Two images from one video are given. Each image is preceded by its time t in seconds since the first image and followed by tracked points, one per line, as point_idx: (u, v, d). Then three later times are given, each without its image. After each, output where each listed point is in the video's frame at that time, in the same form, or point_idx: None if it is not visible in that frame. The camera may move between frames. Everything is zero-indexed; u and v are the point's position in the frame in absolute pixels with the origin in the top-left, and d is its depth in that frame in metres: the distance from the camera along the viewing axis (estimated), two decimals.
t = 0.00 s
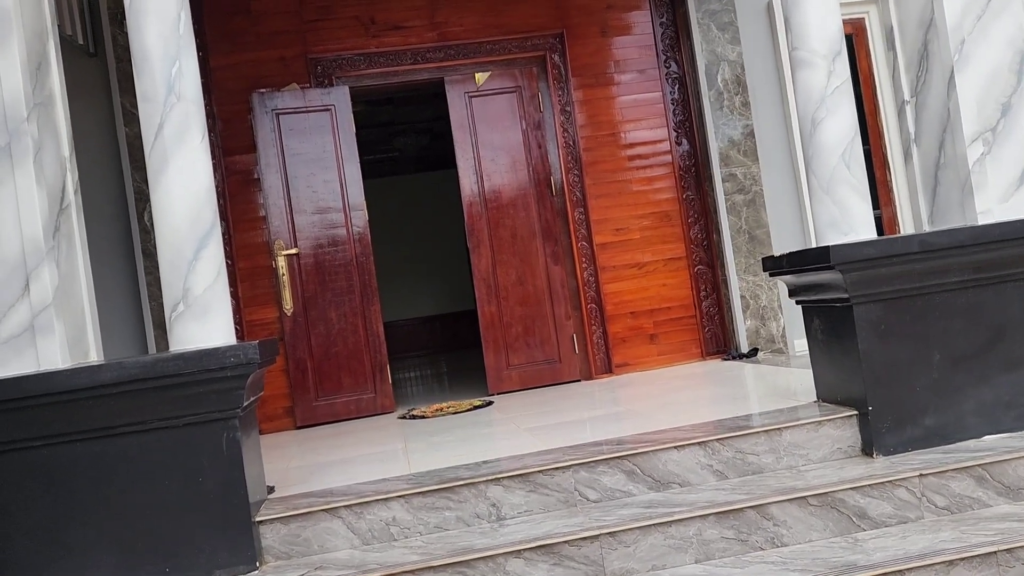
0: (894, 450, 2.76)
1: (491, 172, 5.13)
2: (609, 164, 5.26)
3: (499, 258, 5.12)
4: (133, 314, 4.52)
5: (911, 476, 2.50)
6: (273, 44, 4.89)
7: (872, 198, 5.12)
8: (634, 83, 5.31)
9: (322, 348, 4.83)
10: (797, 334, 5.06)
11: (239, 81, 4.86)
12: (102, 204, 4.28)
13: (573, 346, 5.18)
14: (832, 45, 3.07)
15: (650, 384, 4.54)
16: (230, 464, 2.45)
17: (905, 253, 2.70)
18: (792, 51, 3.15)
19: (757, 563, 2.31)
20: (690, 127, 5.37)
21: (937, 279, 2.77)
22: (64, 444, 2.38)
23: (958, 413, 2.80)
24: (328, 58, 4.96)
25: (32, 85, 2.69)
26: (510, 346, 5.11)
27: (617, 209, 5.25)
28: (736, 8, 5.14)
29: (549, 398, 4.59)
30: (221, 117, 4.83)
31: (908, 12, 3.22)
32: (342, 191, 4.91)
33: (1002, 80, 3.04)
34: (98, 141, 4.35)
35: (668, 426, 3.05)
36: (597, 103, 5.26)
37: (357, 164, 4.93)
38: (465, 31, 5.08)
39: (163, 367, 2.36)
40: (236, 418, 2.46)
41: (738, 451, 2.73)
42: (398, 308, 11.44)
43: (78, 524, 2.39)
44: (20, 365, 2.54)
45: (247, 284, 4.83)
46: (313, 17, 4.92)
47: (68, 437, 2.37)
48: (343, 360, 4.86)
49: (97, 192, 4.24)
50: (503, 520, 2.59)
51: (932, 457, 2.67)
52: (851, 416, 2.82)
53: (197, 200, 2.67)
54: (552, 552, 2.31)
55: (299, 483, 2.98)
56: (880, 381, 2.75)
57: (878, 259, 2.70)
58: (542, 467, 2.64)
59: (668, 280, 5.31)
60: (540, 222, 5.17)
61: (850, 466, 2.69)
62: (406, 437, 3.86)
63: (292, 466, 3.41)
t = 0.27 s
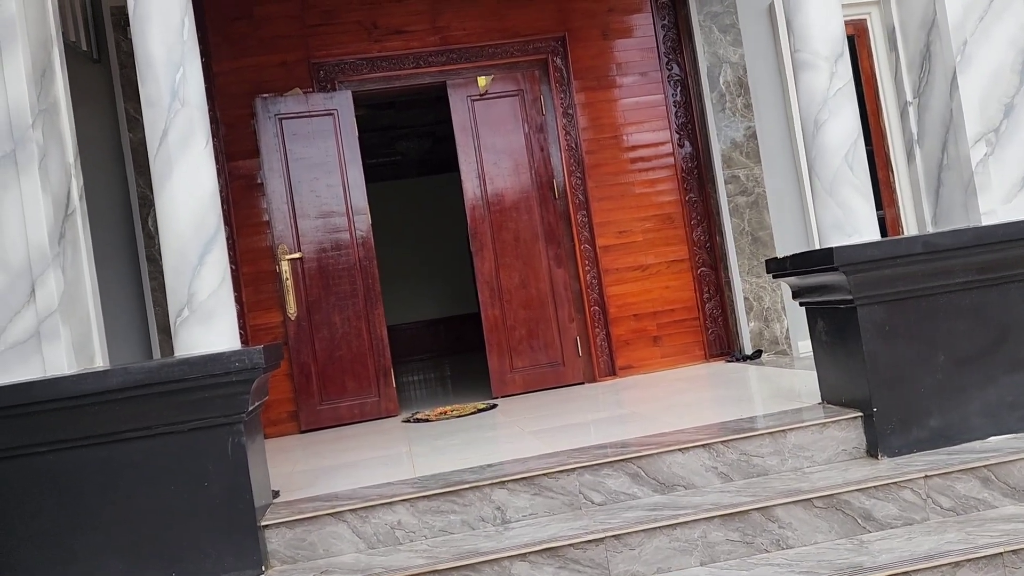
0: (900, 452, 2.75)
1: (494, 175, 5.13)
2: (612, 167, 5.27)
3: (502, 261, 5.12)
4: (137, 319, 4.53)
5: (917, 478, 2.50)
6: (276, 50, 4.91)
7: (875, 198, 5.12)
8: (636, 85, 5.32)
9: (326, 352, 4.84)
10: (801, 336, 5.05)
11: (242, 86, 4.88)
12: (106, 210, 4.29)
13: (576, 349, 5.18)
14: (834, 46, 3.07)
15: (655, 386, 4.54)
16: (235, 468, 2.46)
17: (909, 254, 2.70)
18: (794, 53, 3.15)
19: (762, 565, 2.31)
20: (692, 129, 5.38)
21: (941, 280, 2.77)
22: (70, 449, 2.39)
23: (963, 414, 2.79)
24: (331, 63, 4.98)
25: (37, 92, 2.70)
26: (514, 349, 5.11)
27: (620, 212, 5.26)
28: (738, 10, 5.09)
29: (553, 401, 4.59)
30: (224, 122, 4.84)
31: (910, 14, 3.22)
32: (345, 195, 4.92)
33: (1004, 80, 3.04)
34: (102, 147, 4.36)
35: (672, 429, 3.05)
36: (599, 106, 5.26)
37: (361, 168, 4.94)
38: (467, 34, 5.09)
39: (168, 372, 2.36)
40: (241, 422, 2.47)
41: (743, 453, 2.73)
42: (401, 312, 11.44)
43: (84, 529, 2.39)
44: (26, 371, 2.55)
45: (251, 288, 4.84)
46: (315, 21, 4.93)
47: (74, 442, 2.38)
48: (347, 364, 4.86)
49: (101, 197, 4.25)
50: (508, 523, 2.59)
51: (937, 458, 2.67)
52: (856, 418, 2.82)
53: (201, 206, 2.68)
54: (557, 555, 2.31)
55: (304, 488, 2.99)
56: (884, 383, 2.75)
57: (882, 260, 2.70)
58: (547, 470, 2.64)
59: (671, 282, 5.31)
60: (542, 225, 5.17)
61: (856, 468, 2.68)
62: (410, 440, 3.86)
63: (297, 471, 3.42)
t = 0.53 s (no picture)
0: (903, 453, 2.75)
1: (496, 177, 5.14)
2: (614, 168, 5.27)
3: (505, 264, 5.13)
4: (141, 323, 4.54)
5: (920, 479, 2.50)
6: (278, 53, 4.92)
7: (877, 199, 5.12)
8: (638, 87, 5.32)
9: (329, 355, 4.85)
10: (804, 337, 5.05)
11: (245, 90, 4.89)
12: (109, 214, 4.30)
13: (579, 351, 5.18)
14: (836, 48, 3.07)
15: (658, 388, 4.54)
16: (239, 472, 2.46)
17: (912, 254, 2.70)
18: (796, 55, 3.15)
19: (766, 567, 2.31)
20: (694, 130, 5.38)
21: (944, 281, 2.77)
22: (74, 453, 2.40)
23: (967, 415, 2.79)
24: (333, 66, 4.99)
25: (41, 97, 2.71)
26: (517, 351, 5.11)
27: (622, 214, 5.26)
28: (739, 11, 5.10)
29: (556, 403, 4.59)
30: (226, 126, 4.85)
31: (912, 15, 3.22)
32: (348, 198, 4.92)
33: (1006, 81, 3.04)
34: (105, 151, 4.37)
35: (675, 430, 3.05)
36: (601, 108, 5.27)
37: (363, 171, 4.95)
38: (468, 37, 5.09)
39: (171, 376, 2.37)
40: (245, 426, 2.47)
41: (746, 454, 2.73)
42: (404, 315, 11.45)
43: (88, 533, 2.40)
44: (30, 375, 2.56)
45: (253, 292, 4.85)
46: (317, 25, 4.95)
47: (79, 446, 2.39)
48: (350, 366, 4.87)
49: (104, 201, 4.26)
50: (512, 526, 2.59)
51: (941, 459, 2.66)
52: (859, 419, 2.81)
53: (204, 210, 2.69)
54: (561, 557, 2.31)
55: (307, 491, 2.99)
56: (887, 384, 2.75)
57: (885, 261, 2.69)
58: (550, 472, 2.64)
59: (674, 284, 5.31)
60: (545, 227, 5.18)
61: (859, 469, 2.68)
62: (414, 443, 3.86)
63: (301, 473, 3.42)
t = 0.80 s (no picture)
0: (908, 453, 2.75)
1: (500, 178, 5.14)
2: (618, 169, 5.27)
3: (509, 264, 5.13)
4: (146, 323, 4.55)
5: (925, 479, 2.49)
6: (282, 54, 4.93)
7: (882, 199, 5.11)
8: (641, 87, 5.32)
9: (334, 355, 4.86)
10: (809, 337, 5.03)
11: (249, 90, 4.90)
12: (114, 215, 4.31)
13: (583, 351, 5.18)
14: (840, 48, 3.07)
15: (662, 388, 4.53)
16: (244, 471, 2.47)
17: (916, 254, 2.70)
18: (800, 55, 3.15)
19: (770, 566, 2.31)
20: (699, 130, 5.38)
21: (949, 281, 2.77)
22: (80, 453, 2.41)
23: (972, 415, 2.79)
24: (337, 66, 5.00)
25: (47, 98, 2.72)
26: (521, 351, 5.11)
27: (626, 214, 5.26)
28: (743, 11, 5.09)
29: (560, 403, 4.59)
30: (231, 127, 4.87)
31: (917, 15, 3.22)
32: (352, 198, 4.93)
33: (1012, 81, 3.04)
34: (111, 152, 4.38)
35: (680, 430, 3.05)
36: (605, 108, 5.27)
37: (367, 171, 4.96)
38: (472, 38, 5.10)
39: (177, 375, 2.38)
40: (250, 425, 2.48)
41: (750, 454, 2.73)
42: (408, 315, 11.46)
43: (94, 532, 2.41)
44: (36, 375, 2.57)
45: (258, 292, 4.86)
46: (322, 26, 4.96)
47: (84, 445, 2.40)
48: (354, 367, 4.88)
49: (109, 202, 4.27)
50: (516, 525, 2.59)
51: (946, 459, 2.66)
52: (864, 419, 2.81)
53: (209, 210, 2.70)
54: (565, 557, 2.31)
55: (312, 490, 3.00)
56: (892, 384, 2.75)
57: (890, 260, 2.69)
58: (554, 472, 2.64)
59: (678, 284, 5.31)
60: (549, 227, 5.18)
61: (864, 469, 2.68)
62: (418, 443, 3.87)
63: (305, 473, 3.43)
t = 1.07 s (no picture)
0: (910, 453, 2.75)
1: (503, 177, 5.15)
2: (620, 168, 5.27)
3: (511, 263, 5.13)
4: (149, 322, 4.56)
5: (927, 479, 2.49)
6: (286, 53, 4.94)
7: (885, 199, 5.10)
8: (644, 87, 5.33)
9: (336, 354, 4.86)
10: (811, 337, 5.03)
11: (252, 90, 4.91)
12: (118, 213, 4.32)
13: (585, 350, 5.18)
14: (843, 47, 3.07)
15: (664, 387, 4.53)
16: (247, 470, 2.48)
17: (919, 254, 2.70)
18: (803, 54, 3.15)
19: (772, 566, 2.31)
20: (701, 130, 5.38)
21: (952, 280, 2.76)
22: (85, 451, 2.41)
23: (974, 415, 2.78)
24: (340, 66, 5.00)
25: (51, 97, 2.73)
26: (523, 351, 5.12)
27: (628, 213, 5.26)
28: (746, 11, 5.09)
29: (563, 402, 4.60)
30: (234, 126, 4.87)
31: (920, 15, 3.21)
32: (355, 198, 4.94)
33: (1015, 80, 3.03)
34: (114, 151, 4.39)
35: (682, 430, 3.05)
36: (608, 107, 5.27)
37: (370, 171, 4.96)
38: (475, 37, 5.10)
39: (180, 374, 2.38)
40: (252, 424, 2.49)
41: (753, 453, 2.73)
42: (411, 315, 11.47)
43: (97, 531, 2.41)
44: (40, 373, 2.58)
45: (261, 291, 4.87)
46: (324, 26, 4.96)
47: (87, 443, 2.40)
48: (356, 366, 4.88)
49: (113, 200, 4.28)
50: (518, 524, 2.59)
51: (948, 459, 2.66)
52: (866, 419, 2.81)
53: (212, 209, 2.70)
54: (567, 556, 2.31)
55: (315, 489, 3.00)
56: (895, 384, 2.74)
57: (892, 260, 2.69)
58: (556, 471, 2.64)
59: (681, 284, 5.31)
60: (551, 227, 5.18)
61: (866, 469, 2.68)
62: (420, 442, 3.87)
63: (308, 472, 3.43)
